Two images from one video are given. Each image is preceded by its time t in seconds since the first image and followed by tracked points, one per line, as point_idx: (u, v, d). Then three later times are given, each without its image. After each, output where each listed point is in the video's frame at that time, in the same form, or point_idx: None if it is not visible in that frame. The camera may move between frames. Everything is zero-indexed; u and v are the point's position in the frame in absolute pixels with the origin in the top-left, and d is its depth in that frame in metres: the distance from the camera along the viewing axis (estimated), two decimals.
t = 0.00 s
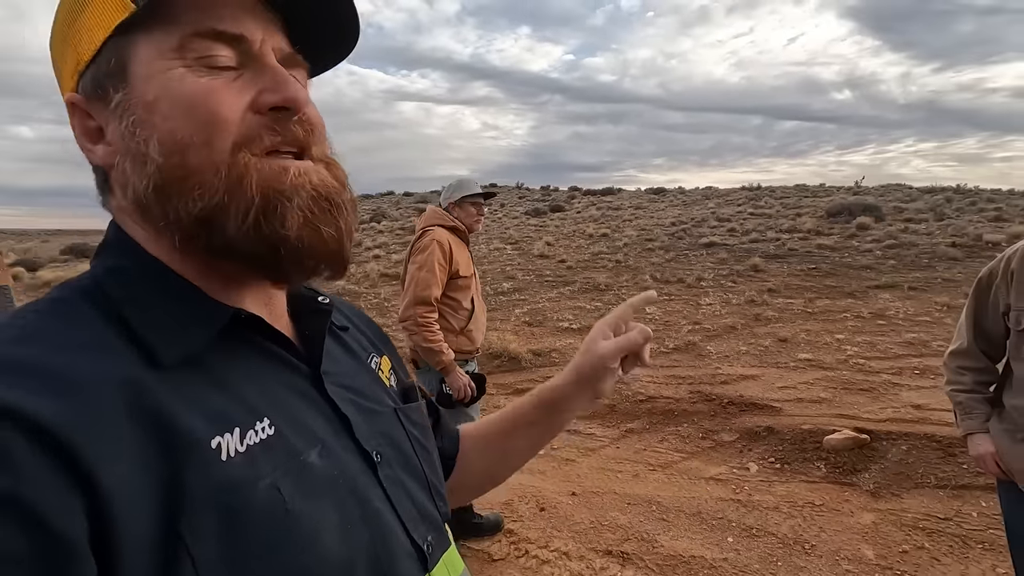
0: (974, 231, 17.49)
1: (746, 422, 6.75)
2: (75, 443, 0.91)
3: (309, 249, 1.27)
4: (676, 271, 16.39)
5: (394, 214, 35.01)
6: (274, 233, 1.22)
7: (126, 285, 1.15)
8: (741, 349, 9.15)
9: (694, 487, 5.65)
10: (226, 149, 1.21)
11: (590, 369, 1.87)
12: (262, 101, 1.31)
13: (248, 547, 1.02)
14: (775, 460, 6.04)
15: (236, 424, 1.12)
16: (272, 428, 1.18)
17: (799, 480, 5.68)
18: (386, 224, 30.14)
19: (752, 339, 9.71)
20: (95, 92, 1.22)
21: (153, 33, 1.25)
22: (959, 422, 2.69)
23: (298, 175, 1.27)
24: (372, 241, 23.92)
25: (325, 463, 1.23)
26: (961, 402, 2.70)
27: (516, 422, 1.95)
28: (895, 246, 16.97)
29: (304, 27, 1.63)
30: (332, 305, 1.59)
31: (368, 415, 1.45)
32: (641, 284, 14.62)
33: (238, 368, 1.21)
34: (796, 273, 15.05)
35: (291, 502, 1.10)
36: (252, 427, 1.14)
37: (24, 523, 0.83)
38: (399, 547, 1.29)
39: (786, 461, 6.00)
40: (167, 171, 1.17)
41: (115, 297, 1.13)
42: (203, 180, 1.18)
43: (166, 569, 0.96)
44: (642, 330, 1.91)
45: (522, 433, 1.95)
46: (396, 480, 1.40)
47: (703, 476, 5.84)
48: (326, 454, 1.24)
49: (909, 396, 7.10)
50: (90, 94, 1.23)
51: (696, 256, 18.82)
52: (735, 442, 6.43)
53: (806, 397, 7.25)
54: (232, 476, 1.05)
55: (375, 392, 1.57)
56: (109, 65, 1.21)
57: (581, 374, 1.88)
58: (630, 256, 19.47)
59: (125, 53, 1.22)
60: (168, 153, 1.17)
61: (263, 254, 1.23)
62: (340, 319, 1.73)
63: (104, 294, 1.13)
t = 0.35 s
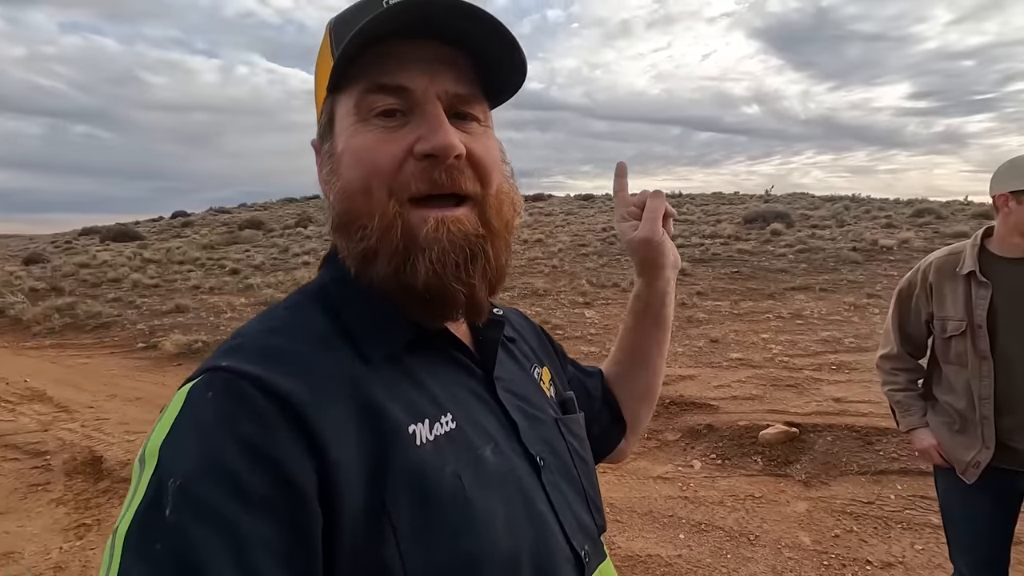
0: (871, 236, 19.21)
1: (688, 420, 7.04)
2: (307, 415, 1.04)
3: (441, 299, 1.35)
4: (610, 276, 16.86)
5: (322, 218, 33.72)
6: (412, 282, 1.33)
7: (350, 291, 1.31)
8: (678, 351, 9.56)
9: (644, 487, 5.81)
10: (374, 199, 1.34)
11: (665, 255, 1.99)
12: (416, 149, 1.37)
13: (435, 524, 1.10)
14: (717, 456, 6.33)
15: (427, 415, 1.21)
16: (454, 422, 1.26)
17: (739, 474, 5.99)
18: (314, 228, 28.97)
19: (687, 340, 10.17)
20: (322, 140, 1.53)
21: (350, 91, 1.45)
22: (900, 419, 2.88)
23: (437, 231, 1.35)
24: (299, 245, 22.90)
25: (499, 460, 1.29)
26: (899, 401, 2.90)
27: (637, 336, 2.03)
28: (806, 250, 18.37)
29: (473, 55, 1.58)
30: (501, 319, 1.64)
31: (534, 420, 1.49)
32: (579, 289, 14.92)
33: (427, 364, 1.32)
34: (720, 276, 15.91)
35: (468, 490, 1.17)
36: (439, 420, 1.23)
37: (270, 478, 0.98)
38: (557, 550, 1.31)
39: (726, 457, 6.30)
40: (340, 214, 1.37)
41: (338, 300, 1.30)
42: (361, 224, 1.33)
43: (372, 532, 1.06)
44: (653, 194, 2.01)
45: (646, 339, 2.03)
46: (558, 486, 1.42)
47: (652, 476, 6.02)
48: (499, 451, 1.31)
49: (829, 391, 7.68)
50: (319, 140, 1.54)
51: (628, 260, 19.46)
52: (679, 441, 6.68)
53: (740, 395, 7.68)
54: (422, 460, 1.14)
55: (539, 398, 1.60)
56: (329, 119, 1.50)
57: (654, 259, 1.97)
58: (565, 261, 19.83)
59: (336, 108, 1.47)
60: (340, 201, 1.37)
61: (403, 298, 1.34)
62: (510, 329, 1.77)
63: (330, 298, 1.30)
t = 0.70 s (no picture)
0: (789, 240, 20.56)
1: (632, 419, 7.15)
2: (348, 387, 0.99)
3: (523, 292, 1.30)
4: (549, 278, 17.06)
5: (248, 221, 32.06)
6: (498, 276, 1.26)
7: (386, 270, 1.22)
8: (619, 351, 9.77)
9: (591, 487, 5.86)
10: (457, 193, 1.23)
11: (828, 353, 1.99)
12: (504, 147, 1.27)
13: (472, 499, 1.05)
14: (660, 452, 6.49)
15: (463, 391, 1.15)
16: (488, 399, 1.19)
17: (682, 468, 6.17)
18: (239, 231, 27.47)
19: (626, 341, 10.43)
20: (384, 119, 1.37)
21: (433, 76, 1.29)
22: (842, 412, 3.04)
23: (519, 227, 1.27)
24: (223, 249, 21.63)
25: (531, 438, 1.23)
26: (841, 394, 3.05)
27: (745, 390, 1.95)
28: (731, 253, 19.39)
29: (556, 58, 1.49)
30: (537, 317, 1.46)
31: (565, 401, 1.42)
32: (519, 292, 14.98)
33: (463, 342, 1.26)
34: (654, 278, 16.46)
35: (503, 466, 1.12)
36: (475, 396, 1.17)
37: (311, 447, 0.92)
38: (589, 529, 1.24)
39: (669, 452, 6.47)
40: (415, 202, 1.25)
41: (375, 274, 1.23)
42: (445, 214, 1.23)
43: (408, 506, 1.01)
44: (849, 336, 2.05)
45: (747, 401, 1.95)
46: (589, 468, 1.34)
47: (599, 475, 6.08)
48: (532, 429, 1.25)
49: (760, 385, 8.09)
50: (382, 117, 1.37)
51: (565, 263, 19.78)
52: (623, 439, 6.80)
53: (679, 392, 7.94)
54: (458, 435, 1.08)
55: (570, 382, 1.53)
56: (396, 101, 1.33)
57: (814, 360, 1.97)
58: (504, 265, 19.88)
59: (407, 91, 1.31)
60: (419, 189, 1.25)
61: (486, 289, 1.27)
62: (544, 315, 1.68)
63: (365, 273, 1.23)
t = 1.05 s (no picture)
0: (762, 246, 21.02)
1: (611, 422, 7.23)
2: (330, 407, 0.99)
3: (565, 270, 1.47)
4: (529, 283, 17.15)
5: (223, 225, 31.52)
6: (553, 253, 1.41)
7: (360, 284, 1.23)
8: (598, 355, 9.87)
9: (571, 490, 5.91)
10: (522, 183, 1.33)
11: (781, 353, 2.06)
12: (541, 143, 1.42)
13: (464, 506, 1.08)
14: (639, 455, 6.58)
15: (450, 398, 1.16)
16: (475, 404, 1.20)
17: (660, 470, 6.26)
18: (213, 236, 26.98)
19: (605, 345, 10.54)
20: (416, 116, 1.28)
21: (474, 76, 1.32)
22: (810, 413, 3.17)
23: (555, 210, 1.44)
24: (197, 254, 21.24)
25: (518, 441, 1.25)
26: (810, 396, 3.18)
27: (706, 390, 2.02)
28: (707, 258, 19.74)
29: (553, 89, 1.61)
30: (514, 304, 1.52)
31: (547, 401, 1.44)
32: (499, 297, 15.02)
33: (446, 348, 1.25)
34: (632, 283, 16.66)
35: (492, 470, 1.14)
36: (462, 402, 1.17)
37: (292, 473, 0.94)
38: (579, 523, 1.27)
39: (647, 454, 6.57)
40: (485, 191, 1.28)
41: (348, 287, 1.23)
42: (512, 201, 1.31)
43: (401, 519, 1.03)
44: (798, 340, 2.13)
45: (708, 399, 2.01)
46: (575, 464, 1.38)
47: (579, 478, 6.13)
48: (518, 432, 1.27)
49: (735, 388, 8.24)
50: (405, 117, 1.29)
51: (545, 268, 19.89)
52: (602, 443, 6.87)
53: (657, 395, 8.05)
54: (448, 443, 1.10)
55: (549, 381, 1.56)
56: (434, 98, 1.29)
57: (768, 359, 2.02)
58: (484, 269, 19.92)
59: (448, 87, 1.29)
60: (488, 179, 1.28)
61: (541, 266, 1.40)
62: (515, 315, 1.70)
63: (338, 285, 1.24)
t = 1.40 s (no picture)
0: (744, 251, 21.30)
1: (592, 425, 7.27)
2: (273, 404, 1.00)
3: (509, 263, 1.58)
4: (514, 288, 17.18)
5: (205, 231, 31.15)
6: (501, 246, 1.51)
7: (297, 277, 1.26)
8: (580, 359, 9.93)
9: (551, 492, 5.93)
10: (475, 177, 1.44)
11: (708, 349, 2.11)
12: (486, 141, 1.53)
13: (411, 499, 1.11)
14: (619, 457, 6.63)
15: (395, 393, 1.19)
16: (420, 399, 1.25)
17: (639, 472, 6.32)
18: (194, 241, 26.65)
19: (588, 349, 10.61)
20: (376, 105, 1.33)
21: (431, 71, 1.40)
22: (775, 413, 3.25)
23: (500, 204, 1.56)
24: (177, 260, 20.96)
25: (463, 433, 1.30)
26: (775, 396, 3.26)
27: (638, 384, 2.07)
28: (691, 263, 19.94)
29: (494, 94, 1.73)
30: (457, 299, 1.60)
31: (489, 394, 1.51)
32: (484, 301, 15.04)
33: (389, 344, 1.30)
34: (616, 288, 16.77)
35: (439, 463, 1.18)
36: (406, 397, 1.21)
37: (233, 470, 0.94)
38: (524, 512, 1.33)
39: (627, 457, 6.62)
40: (445, 182, 1.36)
41: (289, 282, 1.24)
42: (467, 194, 1.40)
43: (347, 514, 1.05)
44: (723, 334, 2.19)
45: (642, 393, 2.06)
46: (517, 455, 1.44)
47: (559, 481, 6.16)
48: (462, 425, 1.32)
49: (715, 390, 8.34)
50: (362, 104, 1.32)
51: (530, 273, 19.95)
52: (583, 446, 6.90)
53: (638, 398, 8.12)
54: (395, 438, 1.13)
55: (491, 376, 1.62)
56: (394, 90, 1.34)
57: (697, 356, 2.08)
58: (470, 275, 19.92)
59: (407, 80, 1.35)
60: (447, 170, 1.37)
61: (489, 259, 1.50)
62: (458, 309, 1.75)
63: (279, 279, 1.25)
